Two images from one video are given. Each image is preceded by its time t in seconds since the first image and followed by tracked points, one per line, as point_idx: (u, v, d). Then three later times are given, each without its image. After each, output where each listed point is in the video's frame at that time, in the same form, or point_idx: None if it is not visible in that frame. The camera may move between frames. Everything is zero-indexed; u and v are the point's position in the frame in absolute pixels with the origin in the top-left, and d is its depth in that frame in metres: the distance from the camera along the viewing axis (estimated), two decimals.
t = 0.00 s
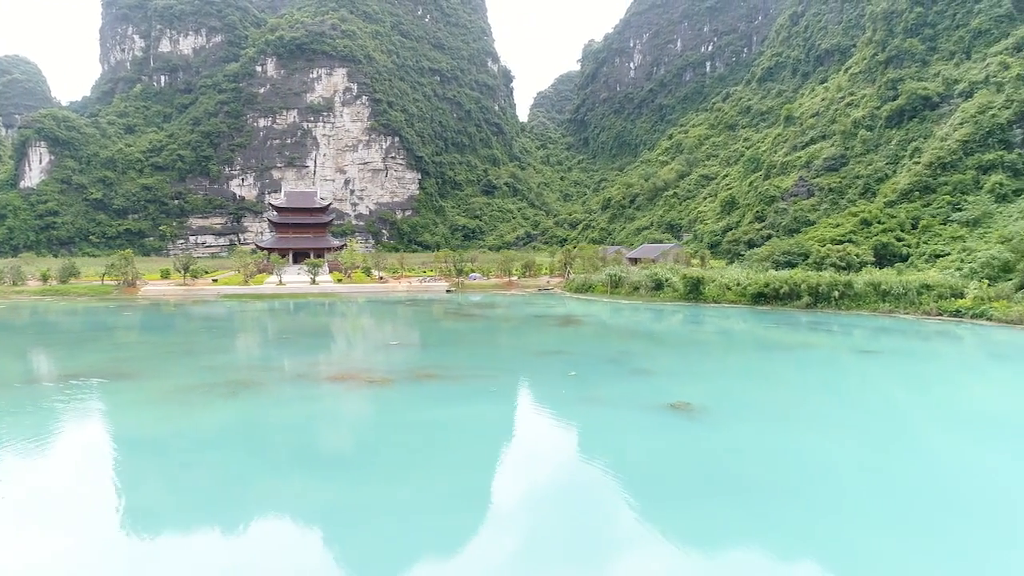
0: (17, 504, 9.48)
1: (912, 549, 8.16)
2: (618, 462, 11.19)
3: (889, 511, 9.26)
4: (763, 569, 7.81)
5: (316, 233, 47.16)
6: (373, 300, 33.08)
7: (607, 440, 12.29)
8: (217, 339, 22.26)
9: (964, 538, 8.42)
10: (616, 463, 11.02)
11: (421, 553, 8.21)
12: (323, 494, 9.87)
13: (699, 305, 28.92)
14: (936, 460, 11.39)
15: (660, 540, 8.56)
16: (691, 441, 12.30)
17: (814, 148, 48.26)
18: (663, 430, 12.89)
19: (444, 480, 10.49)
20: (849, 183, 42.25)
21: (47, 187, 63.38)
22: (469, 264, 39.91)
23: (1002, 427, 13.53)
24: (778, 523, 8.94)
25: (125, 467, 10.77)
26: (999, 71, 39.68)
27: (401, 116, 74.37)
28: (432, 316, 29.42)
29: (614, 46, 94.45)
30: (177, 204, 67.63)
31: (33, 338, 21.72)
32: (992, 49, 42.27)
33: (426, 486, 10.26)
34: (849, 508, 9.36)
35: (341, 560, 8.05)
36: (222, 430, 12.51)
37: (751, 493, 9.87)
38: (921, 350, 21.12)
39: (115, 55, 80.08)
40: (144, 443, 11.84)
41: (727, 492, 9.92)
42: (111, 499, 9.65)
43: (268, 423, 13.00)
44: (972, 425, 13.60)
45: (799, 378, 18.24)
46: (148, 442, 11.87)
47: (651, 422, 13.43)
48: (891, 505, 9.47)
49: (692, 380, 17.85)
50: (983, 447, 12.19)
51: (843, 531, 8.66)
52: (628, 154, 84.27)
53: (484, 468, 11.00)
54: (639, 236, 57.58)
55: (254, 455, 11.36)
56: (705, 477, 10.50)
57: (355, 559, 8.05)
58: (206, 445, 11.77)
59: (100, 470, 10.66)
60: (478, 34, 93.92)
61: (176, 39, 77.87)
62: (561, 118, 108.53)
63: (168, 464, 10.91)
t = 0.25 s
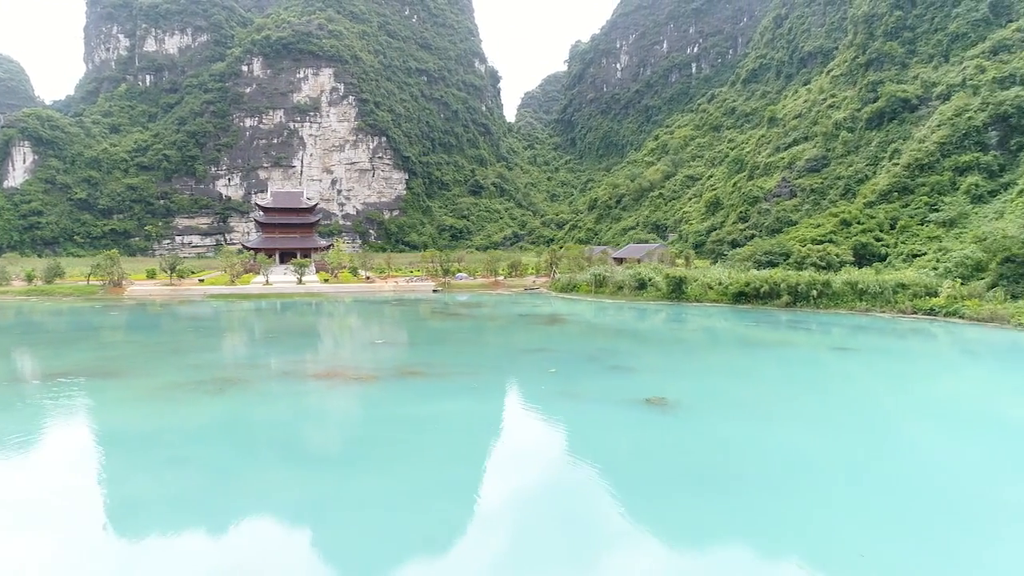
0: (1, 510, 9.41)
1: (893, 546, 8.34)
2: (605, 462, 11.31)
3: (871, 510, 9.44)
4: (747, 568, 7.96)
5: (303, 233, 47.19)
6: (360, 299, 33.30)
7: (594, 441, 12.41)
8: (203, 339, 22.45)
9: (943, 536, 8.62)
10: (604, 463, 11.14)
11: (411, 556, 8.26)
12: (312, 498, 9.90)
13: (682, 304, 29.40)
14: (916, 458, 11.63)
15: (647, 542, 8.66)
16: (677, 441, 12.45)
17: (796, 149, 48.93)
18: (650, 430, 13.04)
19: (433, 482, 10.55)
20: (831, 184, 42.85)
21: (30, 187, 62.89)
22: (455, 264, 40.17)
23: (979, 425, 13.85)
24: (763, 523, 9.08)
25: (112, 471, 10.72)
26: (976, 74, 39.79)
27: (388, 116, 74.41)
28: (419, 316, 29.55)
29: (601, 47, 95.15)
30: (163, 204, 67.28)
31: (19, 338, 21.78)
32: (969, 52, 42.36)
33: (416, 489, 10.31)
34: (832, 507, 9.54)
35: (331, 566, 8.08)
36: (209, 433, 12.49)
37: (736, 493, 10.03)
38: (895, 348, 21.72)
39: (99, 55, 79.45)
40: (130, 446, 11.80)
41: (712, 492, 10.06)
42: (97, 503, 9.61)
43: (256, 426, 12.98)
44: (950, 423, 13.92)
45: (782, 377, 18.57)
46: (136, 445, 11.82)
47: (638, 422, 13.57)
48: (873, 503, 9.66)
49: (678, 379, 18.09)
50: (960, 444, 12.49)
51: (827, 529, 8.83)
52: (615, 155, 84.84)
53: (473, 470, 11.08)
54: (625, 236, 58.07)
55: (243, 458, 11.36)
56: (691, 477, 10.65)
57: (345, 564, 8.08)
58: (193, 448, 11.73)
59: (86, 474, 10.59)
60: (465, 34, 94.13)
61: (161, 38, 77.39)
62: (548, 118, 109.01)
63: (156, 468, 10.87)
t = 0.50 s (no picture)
0: None
1: (877, 535, 8.39)
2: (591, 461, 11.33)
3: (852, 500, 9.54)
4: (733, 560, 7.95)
5: (286, 233, 47.14)
6: (344, 299, 33.50)
7: (580, 440, 12.43)
8: (185, 339, 22.47)
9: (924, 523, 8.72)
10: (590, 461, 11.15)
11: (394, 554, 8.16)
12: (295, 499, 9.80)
13: (661, 303, 29.94)
14: (897, 452, 11.79)
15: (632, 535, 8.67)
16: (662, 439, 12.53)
17: (775, 151, 49.53)
18: (635, 429, 13.13)
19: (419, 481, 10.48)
20: (808, 185, 43.61)
21: (9, 187, 62.09)
22: (439, 264, 40.42)
23: (955, 420, 14.15)
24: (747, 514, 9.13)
25: (90, 473, 10.60)
26: (949, 78, 40.27)
27: (372, 116, 74.42)
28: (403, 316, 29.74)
29: (585, 48, 95.90)
30: (145, 204, 66.72)
31: None
32: (942, 57, 42.98)
33: (401, 490, 10.27)
34: (816, 498, 9.61)
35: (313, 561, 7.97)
36: (191, 436, 12.38)
37: (721, 488, 10.07)
38: (868, 345, 22.35)
39: (80, 53, 78.63)
40: (109, 448, 11.67)
41: (699, 487, 10.08)
42: (72, 505, 9.45)
43: (239, 428, 12.88)
44: (930, 419, 14.16)
45: (763, 376, 18.91)
46: (114, 448, 11.69)
47: (623, 422, 13.63)
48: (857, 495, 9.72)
49: (661, 378, 18.33)
50: (940, 439, 12.68)
51: (809, 519, 8.89)
52: (599, 156, 85.46)
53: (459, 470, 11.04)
54: (609, 236, 58.61)
55: (225, 460, 11.27)
56: (678, 474, 10.67)
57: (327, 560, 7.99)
58: (174, 451, 11.62)
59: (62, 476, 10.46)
60: (450, 35, 94.35)
61: (143, 36, 76.77)
62: (532, 118, 109.54)
63: (133, 470, 10.75)
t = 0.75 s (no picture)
0: None
1: (855, 534, 8.60)
2: (578, 460, 11.50)
3: (832, 499, 9.76)
4: (717, 557, 8.12)
5: (270, 233, 47.06)
6: (328, 298, 33.69)
7: (566, 439, 12.63)
8: (168, 338, 22.53)
9: (901, 521, 8.94)
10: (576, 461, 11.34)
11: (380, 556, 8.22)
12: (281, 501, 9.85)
13: (642, 302, 30.41)
14: (877, 450, 12.05)
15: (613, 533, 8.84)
16: (648, 438, 12.73)
17: (757, 152, 49.53)
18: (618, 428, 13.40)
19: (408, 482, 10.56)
20: (788, 186, 43.80)
21: None
22: (423, 264, 40.66)
23: (929, 417, 14.58)
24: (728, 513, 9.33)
25: (72, 474, 10.64)
26: (925, 81, 40.50)
27: (357, 116, 74.37)
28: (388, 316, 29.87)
29: (569, 49, 96.48)
30: (128, 203, 66.12)
31: None
32: (919, 59, 43.13)
33: (390, 490, 10.40)
34: (797, 497, 9.83)
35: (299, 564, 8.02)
36: (176, 436, 12.41)
37: (705, 486, 10.28)
38: (845, 343, 22.89)
39: (61, 52, 77.75)
40: (93, 449, 11.69)
41: (682, 486, 10.29)
42: (57, 507, 9.48)
43: (226, 428, 12.93)
44: (908, 417, 14.48)
45: (746, 375, 19.25)
46: (97, 449, 11.72)
47: (609, 422, 13.82)
48: (837, 494, 9.94)
49: (646, 378, 18.62)
50: (915, 435, 13.06)
51: (790, 517, 9.10)
52: (584, 156, 85.97)
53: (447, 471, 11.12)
54: (593, 236, 59.04)
55: (211, 461, 11.32)
56: (662, 473, 10.87)
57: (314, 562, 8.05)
58: (159, 453, 11.64)
59: (43, 477, 10.47)
60: (435, 35, 94.43)
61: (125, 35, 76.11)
62: (518, 118, 109.90)
63: (118, 471, 10.78)
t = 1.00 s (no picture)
0: None
1: (827, 528, 8.85)
2: (561, 457, 11.71)
3: (802, 491, 10.08)
4: (697, 551, 8.26)
5: (253, 232, 46.95)
6: (311, 298, 33.86)
7: (549, 438, 12.81)
8: (151, 338, 22.60)
9: (872, 514, 9.21)
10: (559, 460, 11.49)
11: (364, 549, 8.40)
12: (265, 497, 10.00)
13: (623, 301, 30.88)
14: (851, 445, 12.37)
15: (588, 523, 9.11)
16: (628, 435, 13.02)
17: (737, 153, 49.53)
18: (600, 426, 13.63)
19: (393, 480, 10.67)
20: (768, 187, 44.02)
21: None
22: (406, 264, 40.91)
23: (900, 412, 15.01)
24: (699, 505, 9.63)
25: (55, 472, 10.76)
26: (901, 84, 40.30)
27: (341, 116, 74.27)
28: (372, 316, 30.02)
29: (554, 50, 96.94)
30: (109, 203, 65.50)
31: None
32: (896, 62, 42.77)
33: (374, 487, 10.47)
34: (768, 490, 10.13)
35: (279, 557, 8.17)
36: (161, 435, 12.56)
37: (684, 483, 10.48)
38: (822, 341, 23.41)
39: (41, 50, 76.77)
40: (77, 447, 11.82)
41: (662, 483, 10.46)
42: (37, 511, 9.43)
43: (210, 427, 13.08)
44: (884, 413, 14.84)
45: (727, 373, 19.63)
46: (81, 447, 11.85)
47: (592, 420, 14.10)
48: (811, 488, 10.21)
49: (629, 376, 18.94)
50: (888, 429, 13.42)
51: (759, 509, 9.40)
52: (568, 156, 86.53)
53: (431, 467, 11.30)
54: (577, 236, 59.51)
55: (195, 459, 11.46)
56: (639, 468, 11.16)
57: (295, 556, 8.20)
58: (143, 451, 11.78)
59: (24, 479, 10.51)
60: (419, 35, 94.44)
61: (106, 34, 75.41)
62: (502, 119, 110.28)
63: (101, 469, 10.92)
